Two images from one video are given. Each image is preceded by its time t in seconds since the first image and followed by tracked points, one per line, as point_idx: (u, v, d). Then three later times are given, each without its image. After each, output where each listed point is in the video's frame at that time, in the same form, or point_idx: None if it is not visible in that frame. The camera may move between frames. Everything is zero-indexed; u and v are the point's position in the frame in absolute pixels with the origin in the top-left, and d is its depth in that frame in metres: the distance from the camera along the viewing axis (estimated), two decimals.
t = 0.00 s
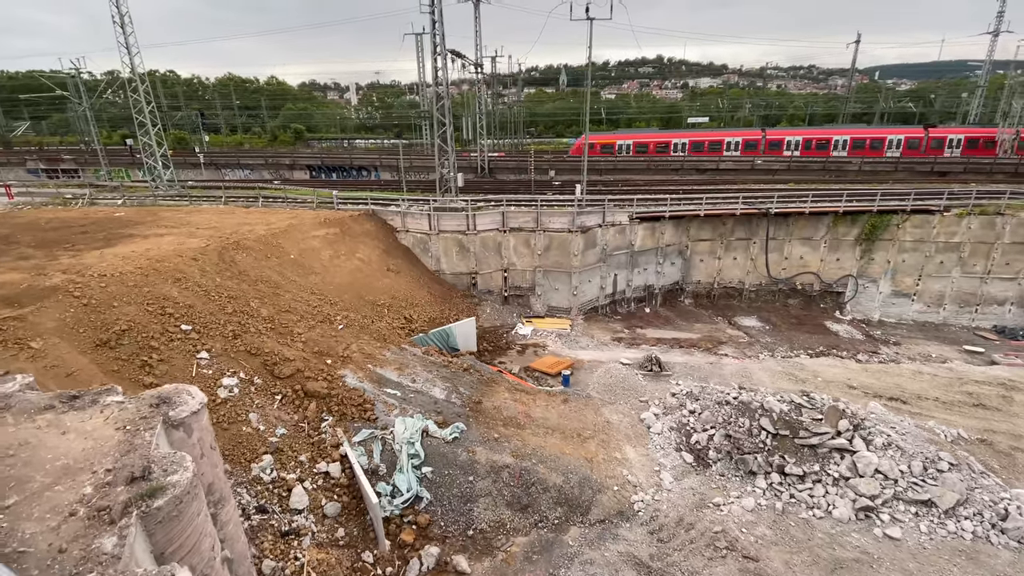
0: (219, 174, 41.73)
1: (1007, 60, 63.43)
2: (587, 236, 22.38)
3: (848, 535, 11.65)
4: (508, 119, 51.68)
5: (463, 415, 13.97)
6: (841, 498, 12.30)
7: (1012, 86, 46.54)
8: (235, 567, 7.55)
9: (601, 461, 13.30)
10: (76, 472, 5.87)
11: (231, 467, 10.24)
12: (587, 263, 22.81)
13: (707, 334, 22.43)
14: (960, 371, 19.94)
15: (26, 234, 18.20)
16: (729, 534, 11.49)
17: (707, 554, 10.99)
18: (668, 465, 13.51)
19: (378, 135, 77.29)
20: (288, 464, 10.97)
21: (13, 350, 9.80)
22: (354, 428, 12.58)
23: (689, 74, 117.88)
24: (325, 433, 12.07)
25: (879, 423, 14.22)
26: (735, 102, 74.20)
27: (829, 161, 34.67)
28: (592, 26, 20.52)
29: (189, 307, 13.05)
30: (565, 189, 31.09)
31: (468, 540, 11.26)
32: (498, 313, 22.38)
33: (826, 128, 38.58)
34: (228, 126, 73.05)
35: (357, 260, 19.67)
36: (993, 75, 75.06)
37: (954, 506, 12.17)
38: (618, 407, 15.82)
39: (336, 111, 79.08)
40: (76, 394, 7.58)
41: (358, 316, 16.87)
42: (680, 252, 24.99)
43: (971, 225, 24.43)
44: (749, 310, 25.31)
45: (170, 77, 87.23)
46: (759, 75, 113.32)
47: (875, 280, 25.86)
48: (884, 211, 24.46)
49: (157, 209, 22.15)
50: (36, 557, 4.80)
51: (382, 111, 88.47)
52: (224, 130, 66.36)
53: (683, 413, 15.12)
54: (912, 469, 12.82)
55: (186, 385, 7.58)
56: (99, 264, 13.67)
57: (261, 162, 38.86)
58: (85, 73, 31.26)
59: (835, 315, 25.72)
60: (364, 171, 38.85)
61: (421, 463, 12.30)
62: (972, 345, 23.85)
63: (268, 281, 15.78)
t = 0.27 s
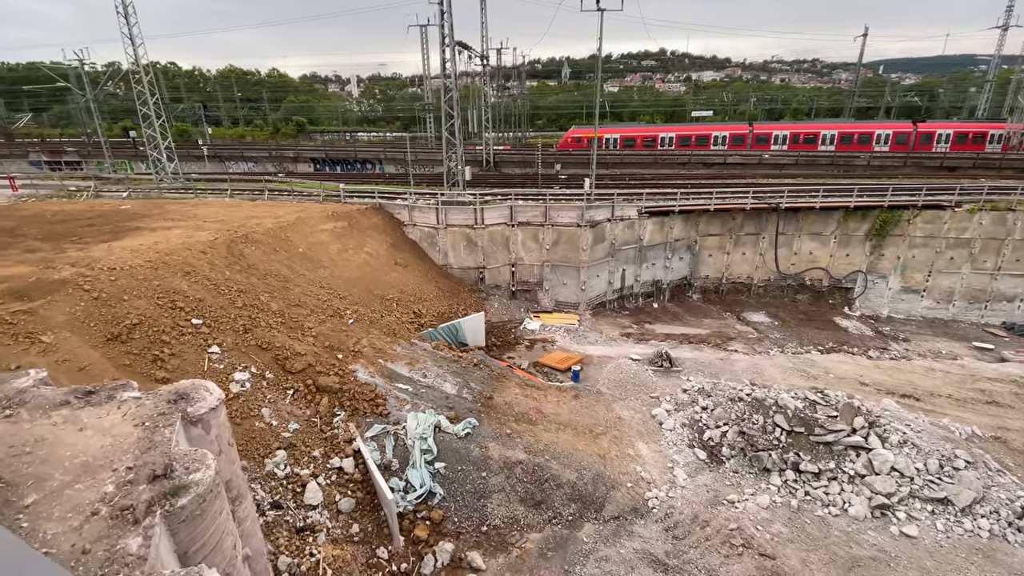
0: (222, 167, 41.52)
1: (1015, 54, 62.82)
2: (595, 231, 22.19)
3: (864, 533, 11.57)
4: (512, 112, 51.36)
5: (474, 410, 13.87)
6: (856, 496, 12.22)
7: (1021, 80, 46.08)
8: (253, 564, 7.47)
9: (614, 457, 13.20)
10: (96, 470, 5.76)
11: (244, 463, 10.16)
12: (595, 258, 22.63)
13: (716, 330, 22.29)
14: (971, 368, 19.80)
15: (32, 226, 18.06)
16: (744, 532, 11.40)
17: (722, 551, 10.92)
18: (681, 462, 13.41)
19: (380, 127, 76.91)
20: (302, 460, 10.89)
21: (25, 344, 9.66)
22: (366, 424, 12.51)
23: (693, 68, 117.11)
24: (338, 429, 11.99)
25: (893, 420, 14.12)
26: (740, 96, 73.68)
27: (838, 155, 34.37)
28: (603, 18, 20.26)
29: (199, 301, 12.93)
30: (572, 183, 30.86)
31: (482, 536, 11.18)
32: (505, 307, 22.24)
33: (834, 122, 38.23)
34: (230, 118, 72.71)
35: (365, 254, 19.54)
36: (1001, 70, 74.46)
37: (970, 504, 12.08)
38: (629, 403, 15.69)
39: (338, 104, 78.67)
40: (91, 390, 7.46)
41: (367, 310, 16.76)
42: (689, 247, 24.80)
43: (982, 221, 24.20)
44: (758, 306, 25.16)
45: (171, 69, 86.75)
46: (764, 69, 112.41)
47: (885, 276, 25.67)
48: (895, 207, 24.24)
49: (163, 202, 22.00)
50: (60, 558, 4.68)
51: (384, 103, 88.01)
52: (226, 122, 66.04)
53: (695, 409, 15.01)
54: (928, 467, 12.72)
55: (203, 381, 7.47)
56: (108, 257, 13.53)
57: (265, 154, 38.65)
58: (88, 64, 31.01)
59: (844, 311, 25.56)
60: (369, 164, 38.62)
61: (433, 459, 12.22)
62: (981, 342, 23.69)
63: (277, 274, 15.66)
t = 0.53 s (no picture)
0: (222, 172, 41.36)
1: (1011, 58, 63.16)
2: (601, 234, 22.04)
3: (884, 539, 11.40)
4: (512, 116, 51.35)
5: (485, 417, 13.67)
6: (874, 502, 12.06)
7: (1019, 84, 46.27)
8: None
9: (627, 464, 13.00)
10: (110, 484, 5.56)
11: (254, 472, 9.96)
12: (601, 262, 22.50)
13: (723, 333, 22.15)
14: (981, 371, 19.69)
15: (33, 232, 17.85)
16: (762, 539, 11.22)
17: (741, 560, 10.74)
18: (695, 468, 13.23)
19: (379, 132, 76.88)
20: (312, 469, 10.69)
21: (30, 352, 9.44)
22: (376, 431, 12.33)
23: (690, 72, 117.60)
24: (347, 437, 11.80)
25: (908, 424, 13.99)
26: (738, 100, 73.89)
27: (840, 158, 34.39)
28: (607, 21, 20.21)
29: (205, 307, 12.74)
30: (574, 187, 30.76)
31: (496, 546, 10.95)
32: (511, 312, 22.07)
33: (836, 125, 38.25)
34: (229, 124, 72.60)
35: (370, 258, 19.38)
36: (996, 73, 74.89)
37: (989, 509, 11.92)
38: (640, 409, 15.50)
39: (336, 108, 78.63)
40: (101, 400, 7.25)
41: (374, 316, 16.59)
42: (694, 251, 24.70)
43: (987, 223, 24.14)
44: (764, 309, 25.05)
45: (169, 74, 86.70)
46: (761, 72, 112.77)
47: (890, 278, 25.59)
48: (900, 209, 24.19)
49: (165, 207, 21.82)
50: None
51: (383, 108, 88.05)
52: (225, 127, 65.90)
53: (707, 415, 14.84)
54: (945, 471, 12.57)
55: (216, 391, 7.27)
56: (112, 263, 13.32)
57: (265, 159, 38.51)
58: (88, 70, 30.86)
59: (849, 314, 25.47)
60: (370, 168, 38.51)
61: (444, 467, 12.02)
62: (988, 344, 23.62)
63: (283, 280, 15.48)
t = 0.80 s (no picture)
0: (227, 164, 41.17)
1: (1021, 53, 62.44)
2: (612, 229, 21.82)
3: (903, 540, 11.29)
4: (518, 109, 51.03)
5: (498, 413, 13.55)
6: (892, 502, 11.96)
7: None
8: None
9: (642, 462, 12.89)
10: (134, 482, 5.45)
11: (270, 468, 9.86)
12: (611, 257, 22.29)
13: (733, 330, 21.98)
14: (995, 370, 19.51)
15: (41, 224, 17.72)
16: (781, 539, 11.12)
17: (760, 559, 10.64)
18: (710, 466, 13.11)
19: (383, 125, 76.51)
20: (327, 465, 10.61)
21: (44, 346, 9.32)
22: (390, 427, 12.25)
23: (695, 66, 116.75)
24: (362, 432, 11.72)
25: (926, 424, 13.86)
26: (744, 94, 73.35)
27: (850, 154, 34.06)
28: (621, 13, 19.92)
29: (218, 301, 12.61)
30: (583, 181, 30.49)
31: (512, 543, 10.85)
32: (520, 307, 21.92)
33: (846, 120, 37.86)
34: (232, 115, 72.29)
35: (380, 252, 19.25)
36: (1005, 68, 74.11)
37: (1008, 510, 11.79)
38: (653, 405, 15.36)
39: (340, 100, 78.23)
40: (119, 396, 7.13)
41: (385, 310, 16.49)
42: (704, 246, 24.49)
43: (1001, 221, 23.80)
44: (774, 305, 24.87)
45: (172, 65, 86.26)
46: (766, 66, 111.79)
47: (902, 275, 25.36)
48: (914, 206, 23.92)
49: (172, 199, 21.68)
50: None
51: (386, 100, 87.57)
52: (228, 119, 65.59)
53: (722, 412, 14.72)
54: (964, 471, 12.45)
55: (237, 387, 7.17)
56: (123, 255, 13.19)
57: (270, 151, 38.29)
58: (93, 60, 30.61)
59: (860, 311, 25.27)
60: (375, 161, 38.28)
61: (459, 463, 11.92)
62: (1000, 342, 23.42)
63: (294, 273, 15.36)
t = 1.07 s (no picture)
0: (229, 170, 41.10)
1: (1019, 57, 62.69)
2: (619, 234, 21.69)
3: (924, 547, 11.12)
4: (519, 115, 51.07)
5: (511, 420, 13.36)
6: (913, 508, 11.78)
7: None
8: None
9: (657, 469, 12.71)
10: (157, 496, 5.29)
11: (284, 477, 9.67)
12: (618, 262, 22.15)
13: (742, 335, 21.85)
14: (1007, 374, 19.38)
15: (46, 231, 17.59)
16: (801, 547, 10.95)
17: (781, 569, 10.46)
18: (726, 473, 12.95)
19: (383, 130, 76.50)
20: (341, 474, 10.43)
21: (54, 356, 9.13)
22: (403, 435, 12.09)
23: (693, 70, 117.20)
24: (375, 441, 11.55)
25: (943, 429, 13.74)
26: (743, 99, 73.56)
27: (854, 157, 34.06)
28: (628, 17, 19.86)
29: (227, 308, 12.46)
30: (587, 185, 30.42)
31: (529, 553, 10.64)
32: (527, 313, 21.77)
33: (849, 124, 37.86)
34: (233, 122, 72.33)
35: (387, 258, 19.15)
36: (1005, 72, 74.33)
37: None
38: (665, 412, 15.17)
39: (340, 107, 78.32)
40: (135, 406, 6.98)
41: (393, 316, 16.36)
42: (711, 250, 24.39)
43: (1008, 224, 23.60)
44: (781, 310, 24.75)
45: (172, 72, 86.34)
46: (764, 71, 112.33)
47: (909, 279, 25.26)
48: (920, 209, 23.85)
49: (177, 206, 21.55)
50: None
51: (386, 106, 87.71)
52: (229, 126, 65.60)
53: (735, 418, 14.58)
54: (984, 477, 12.30)
55: (256, 397, 7.04)
56: (131, 262, 13.03)
57: (272, 157, 38.21)
58: (97, 67, 30.56)
59: (868, 314, 25.16)
60: (378, 167, 38.21)
61: (473, 471, 11.75)
62: (1009, 346, 23.31)
63: (303, 280, 15.23)
